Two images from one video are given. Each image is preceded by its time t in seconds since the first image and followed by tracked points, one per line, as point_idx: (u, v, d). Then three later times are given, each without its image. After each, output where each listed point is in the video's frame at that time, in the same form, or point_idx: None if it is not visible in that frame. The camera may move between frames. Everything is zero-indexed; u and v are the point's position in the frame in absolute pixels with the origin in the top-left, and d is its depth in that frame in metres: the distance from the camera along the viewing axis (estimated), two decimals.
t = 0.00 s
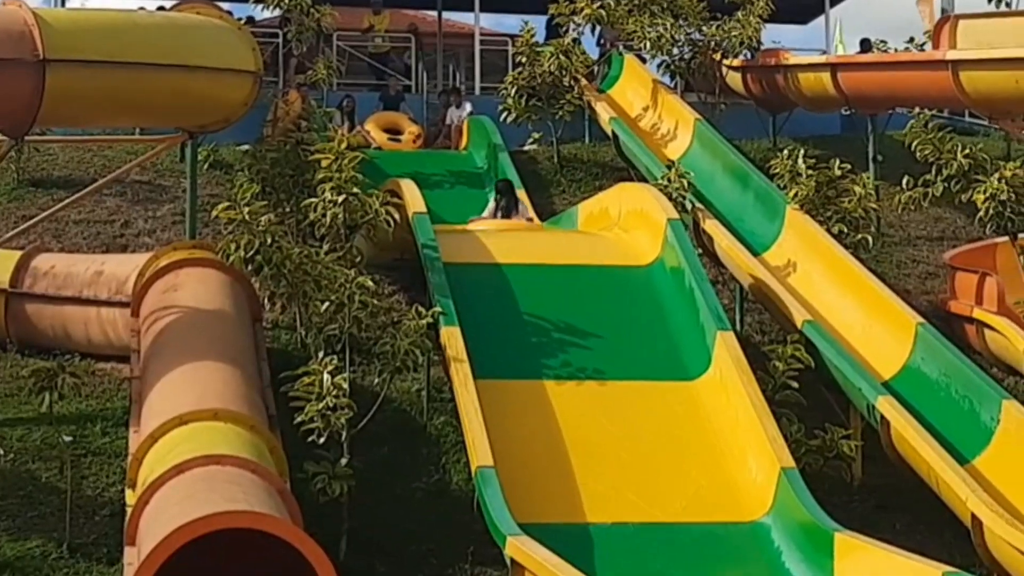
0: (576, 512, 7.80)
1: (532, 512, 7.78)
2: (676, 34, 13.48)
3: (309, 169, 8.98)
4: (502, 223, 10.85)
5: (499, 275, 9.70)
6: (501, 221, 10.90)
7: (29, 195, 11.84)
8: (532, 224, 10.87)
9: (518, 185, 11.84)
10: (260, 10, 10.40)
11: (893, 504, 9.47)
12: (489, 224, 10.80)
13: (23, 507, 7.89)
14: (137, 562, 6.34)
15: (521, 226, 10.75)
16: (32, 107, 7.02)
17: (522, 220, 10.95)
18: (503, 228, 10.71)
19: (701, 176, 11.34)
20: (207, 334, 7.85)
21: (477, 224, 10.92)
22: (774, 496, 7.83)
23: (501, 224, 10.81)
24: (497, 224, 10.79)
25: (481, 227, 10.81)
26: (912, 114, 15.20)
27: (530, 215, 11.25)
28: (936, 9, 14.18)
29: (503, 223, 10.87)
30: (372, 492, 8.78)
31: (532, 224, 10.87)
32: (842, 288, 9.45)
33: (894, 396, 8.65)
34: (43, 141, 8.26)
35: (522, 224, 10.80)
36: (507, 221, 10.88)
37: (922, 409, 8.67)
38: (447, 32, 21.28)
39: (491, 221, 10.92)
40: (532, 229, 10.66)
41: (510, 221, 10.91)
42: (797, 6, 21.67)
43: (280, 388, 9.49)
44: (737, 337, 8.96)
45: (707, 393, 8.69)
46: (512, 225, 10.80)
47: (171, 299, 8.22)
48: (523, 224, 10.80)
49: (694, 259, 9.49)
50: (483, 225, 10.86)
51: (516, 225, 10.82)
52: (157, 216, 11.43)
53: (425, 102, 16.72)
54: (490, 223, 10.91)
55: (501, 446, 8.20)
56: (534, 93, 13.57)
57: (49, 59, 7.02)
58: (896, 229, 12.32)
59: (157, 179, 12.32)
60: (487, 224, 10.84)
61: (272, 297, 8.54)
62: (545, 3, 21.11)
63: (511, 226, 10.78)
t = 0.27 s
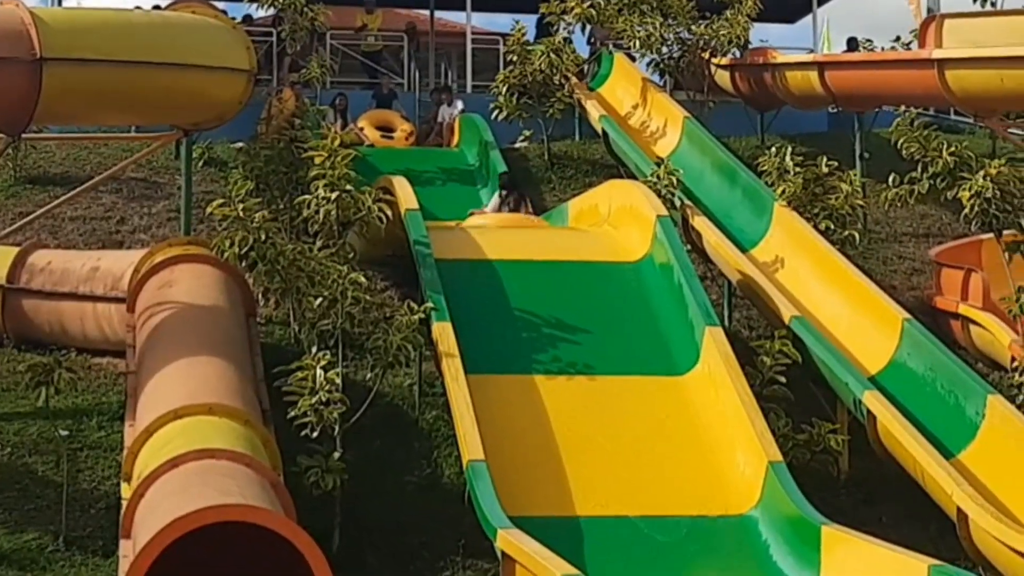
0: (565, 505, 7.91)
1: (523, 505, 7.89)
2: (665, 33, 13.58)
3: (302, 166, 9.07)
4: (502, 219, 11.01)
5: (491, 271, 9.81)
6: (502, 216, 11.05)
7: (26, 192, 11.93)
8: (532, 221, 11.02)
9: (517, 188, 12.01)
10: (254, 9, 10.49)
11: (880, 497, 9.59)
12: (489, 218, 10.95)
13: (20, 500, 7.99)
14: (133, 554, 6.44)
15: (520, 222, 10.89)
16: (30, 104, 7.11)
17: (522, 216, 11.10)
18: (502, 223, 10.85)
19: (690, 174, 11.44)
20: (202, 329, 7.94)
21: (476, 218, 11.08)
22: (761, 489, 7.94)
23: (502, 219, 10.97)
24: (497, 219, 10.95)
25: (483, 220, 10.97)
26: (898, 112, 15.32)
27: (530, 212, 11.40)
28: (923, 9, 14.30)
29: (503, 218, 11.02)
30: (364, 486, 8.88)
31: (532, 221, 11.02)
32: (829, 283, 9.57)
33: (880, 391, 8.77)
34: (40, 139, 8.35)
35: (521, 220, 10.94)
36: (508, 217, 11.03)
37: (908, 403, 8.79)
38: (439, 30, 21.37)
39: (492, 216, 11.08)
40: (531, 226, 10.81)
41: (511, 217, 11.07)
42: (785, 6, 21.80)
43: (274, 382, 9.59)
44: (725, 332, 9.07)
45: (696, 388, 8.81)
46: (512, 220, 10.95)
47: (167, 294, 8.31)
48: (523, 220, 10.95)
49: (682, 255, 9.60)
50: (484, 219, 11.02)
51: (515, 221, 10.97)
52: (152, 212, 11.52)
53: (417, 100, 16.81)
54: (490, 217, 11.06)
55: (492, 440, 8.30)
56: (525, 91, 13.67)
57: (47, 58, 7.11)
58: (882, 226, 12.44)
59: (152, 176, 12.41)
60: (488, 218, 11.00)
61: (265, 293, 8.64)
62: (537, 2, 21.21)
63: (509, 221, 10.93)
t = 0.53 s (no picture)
0: (555, 500, 7.99)
1: (512, 500, 7.97)
2: (654, 33, 13.73)
3: (294, 164, 9.15)
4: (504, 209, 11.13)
5: (481, 268, 9.89)
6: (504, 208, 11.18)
7: (21, 189, 11.98)
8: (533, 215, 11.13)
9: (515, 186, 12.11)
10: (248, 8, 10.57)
11: (866, 493, 9.69)
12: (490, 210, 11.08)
13: (14, 494, 8.07)
14: (126, 548, 6.52)
15: (521, 217, 11.01)
16: (25, 102, 7.18)
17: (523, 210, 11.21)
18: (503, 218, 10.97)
19: (679, 172, 11.53)
20: (195, 325, 8.02)
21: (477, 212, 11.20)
22: (748, 485, 8.04)
23: (504, 210, 11.09)
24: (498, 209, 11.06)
25: (484, 212, 11.10)
26: (885, 111, 15.42)
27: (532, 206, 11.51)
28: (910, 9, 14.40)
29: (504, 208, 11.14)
30: (356, 481, 8.96)
31: (533, 214, 11.13)
32: (817, 281, 9.67)
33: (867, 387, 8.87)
34: (35, 136, 8.41)
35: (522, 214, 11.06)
36: (510, 208, 11.15)
37: (894, 400, 8.89)
38: (431, 29, 21.44)
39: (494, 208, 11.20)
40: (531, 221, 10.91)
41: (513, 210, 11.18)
42: (773, 6, 21.91)
43: (267, 378, 9.67)
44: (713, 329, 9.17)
45: (685, 384, 8.90)
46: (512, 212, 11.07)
47: (160, 290, 8.38)
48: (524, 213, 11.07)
49: (671, 253, 9.70)
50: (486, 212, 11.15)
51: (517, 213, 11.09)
52: (146, 209, 11.59)
53: (409, 98, 16.89)
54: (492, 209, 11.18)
55: (483, 436, 8.39)
56: (515, 90, 13.70)
57: (42, 56, 7.17)
58: (869, 224, 12.54)
59: (146, 174, 12.47)
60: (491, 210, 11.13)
61: (258, 289, 8.72)
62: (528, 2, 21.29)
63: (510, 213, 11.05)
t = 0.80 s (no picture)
0: (545, 493, 8.08)
1: (503, 493, 8.06)
2: (644, 31, 13.95)
3: (287, 160, 9.23)
4: (505, 194, 11.24)
5: (473, 264, 9.98)
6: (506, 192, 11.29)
7: (17, 184, 12.05)
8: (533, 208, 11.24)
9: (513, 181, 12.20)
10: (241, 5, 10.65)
11: (853, 487, 9.79)
12: (489, 196, 11.19)
13: (10, 487, 8.16)
14: (120, 540, 6.60)
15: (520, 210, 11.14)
16: (20, 98, 7.26)
17: (524, 197, 11.32)
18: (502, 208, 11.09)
19: (668, 169, 11.63)
20: (189, 319, 8.10)
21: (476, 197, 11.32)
22: (736, 478, 8.14)
23: (504, 195, 11.21)
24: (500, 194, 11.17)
25: (484, 198, 11.22)
26: (872, 108, 15.55)
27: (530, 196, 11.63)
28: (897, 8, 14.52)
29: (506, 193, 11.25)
30: (347, 474, 9.05)
31: (533, 203, 11.25)
32: (805, 277, 9.78)
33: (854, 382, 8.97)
34: (31, 132, 8.49)
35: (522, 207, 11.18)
36: (511, 194, 11.25)
37: (881, 394, 9.00)
38: (422, 26, 21.52)
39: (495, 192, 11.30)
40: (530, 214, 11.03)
41: (514, 195, 11.29)
42: (762, 5, 22.04)
43: (259, 372, 9.76)
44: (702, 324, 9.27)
45: (674, 378, 9.00)
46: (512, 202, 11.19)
47: (154, 285, 8.46)
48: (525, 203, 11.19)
49: (661, 248, 9.80)
50: (487, 198, 11.26)
51: (516, 201, 11.20)
52: (141, 205, 11.66)
53: (401, 95, 16.98)
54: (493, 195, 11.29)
55: (474, 430, 8.48)
56: (507, 87, 13.76)
57: (38, 53, 7.25)
58: (856, 221, 12.65)
59: (141, 170, 12.54)
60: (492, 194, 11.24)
61: (251, 284, 8.80)
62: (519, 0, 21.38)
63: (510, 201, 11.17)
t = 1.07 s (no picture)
0: (533, 485, 8.19)
1: (492, 484, 8.17)
2: (632, 28, 13.89)
3: (279, 155, 9.33)
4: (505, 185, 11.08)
5: (462, 258, 10.08)
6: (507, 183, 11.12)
7: (10, 178, 12.12)
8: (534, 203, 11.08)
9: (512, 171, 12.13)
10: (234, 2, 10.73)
11: (837, 479, 9.91)
12: (490, 188, 11.04)
13: (4, 477, 8.28)
14: (113, 530, 6.69)
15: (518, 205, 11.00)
16: (15, 93, 7.31)
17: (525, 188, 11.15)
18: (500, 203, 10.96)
19: (656, 165, 11.74)
20: (181, 312, 8.19)
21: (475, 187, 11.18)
22: (722, 471, 8.25)
23: (506, 187, 11.04)
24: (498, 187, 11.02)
25: (484, 189, 11.08)
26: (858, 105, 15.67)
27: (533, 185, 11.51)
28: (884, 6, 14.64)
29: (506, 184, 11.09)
30: (337, 465, 9.15)
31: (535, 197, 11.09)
32: (791, 273, 9.90)
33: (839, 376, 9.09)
34: (25, 126, 8.57)
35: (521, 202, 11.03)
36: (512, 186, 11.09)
37: (866, 387, 9.11)
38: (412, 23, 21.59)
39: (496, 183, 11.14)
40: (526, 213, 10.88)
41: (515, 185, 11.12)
42: (750, 3, 22.15)
43: (251, 364, 9.85)
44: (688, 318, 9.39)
45: (661, 372, 9.11)
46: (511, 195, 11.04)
47: (147, 278, 8.55)
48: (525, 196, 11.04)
49: (648, 243, 9.91)
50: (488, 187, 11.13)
51: (517, 194, 11.04)
52: (134, 199, 11.74)
53: (391, 92, 17.06)
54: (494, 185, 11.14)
55: (463, 422, 8.58)
56: (496, 84, 13.70)
57: (32, 48, 7.30)
58: (842, 217, 12.76)
59: (134, 164, 12.62)
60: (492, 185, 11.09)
61: (243, 278, 8.89)
62: None
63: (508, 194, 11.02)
